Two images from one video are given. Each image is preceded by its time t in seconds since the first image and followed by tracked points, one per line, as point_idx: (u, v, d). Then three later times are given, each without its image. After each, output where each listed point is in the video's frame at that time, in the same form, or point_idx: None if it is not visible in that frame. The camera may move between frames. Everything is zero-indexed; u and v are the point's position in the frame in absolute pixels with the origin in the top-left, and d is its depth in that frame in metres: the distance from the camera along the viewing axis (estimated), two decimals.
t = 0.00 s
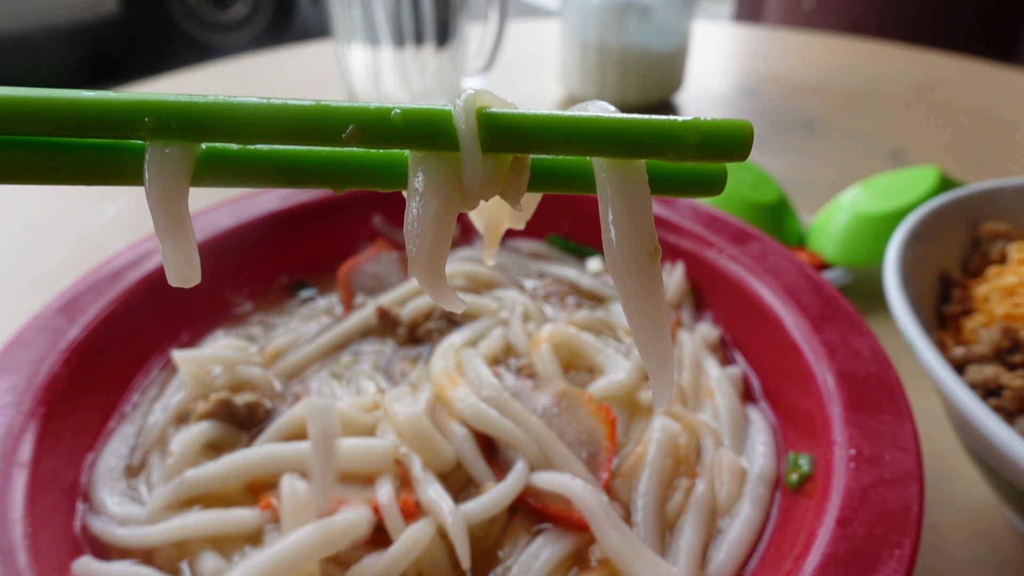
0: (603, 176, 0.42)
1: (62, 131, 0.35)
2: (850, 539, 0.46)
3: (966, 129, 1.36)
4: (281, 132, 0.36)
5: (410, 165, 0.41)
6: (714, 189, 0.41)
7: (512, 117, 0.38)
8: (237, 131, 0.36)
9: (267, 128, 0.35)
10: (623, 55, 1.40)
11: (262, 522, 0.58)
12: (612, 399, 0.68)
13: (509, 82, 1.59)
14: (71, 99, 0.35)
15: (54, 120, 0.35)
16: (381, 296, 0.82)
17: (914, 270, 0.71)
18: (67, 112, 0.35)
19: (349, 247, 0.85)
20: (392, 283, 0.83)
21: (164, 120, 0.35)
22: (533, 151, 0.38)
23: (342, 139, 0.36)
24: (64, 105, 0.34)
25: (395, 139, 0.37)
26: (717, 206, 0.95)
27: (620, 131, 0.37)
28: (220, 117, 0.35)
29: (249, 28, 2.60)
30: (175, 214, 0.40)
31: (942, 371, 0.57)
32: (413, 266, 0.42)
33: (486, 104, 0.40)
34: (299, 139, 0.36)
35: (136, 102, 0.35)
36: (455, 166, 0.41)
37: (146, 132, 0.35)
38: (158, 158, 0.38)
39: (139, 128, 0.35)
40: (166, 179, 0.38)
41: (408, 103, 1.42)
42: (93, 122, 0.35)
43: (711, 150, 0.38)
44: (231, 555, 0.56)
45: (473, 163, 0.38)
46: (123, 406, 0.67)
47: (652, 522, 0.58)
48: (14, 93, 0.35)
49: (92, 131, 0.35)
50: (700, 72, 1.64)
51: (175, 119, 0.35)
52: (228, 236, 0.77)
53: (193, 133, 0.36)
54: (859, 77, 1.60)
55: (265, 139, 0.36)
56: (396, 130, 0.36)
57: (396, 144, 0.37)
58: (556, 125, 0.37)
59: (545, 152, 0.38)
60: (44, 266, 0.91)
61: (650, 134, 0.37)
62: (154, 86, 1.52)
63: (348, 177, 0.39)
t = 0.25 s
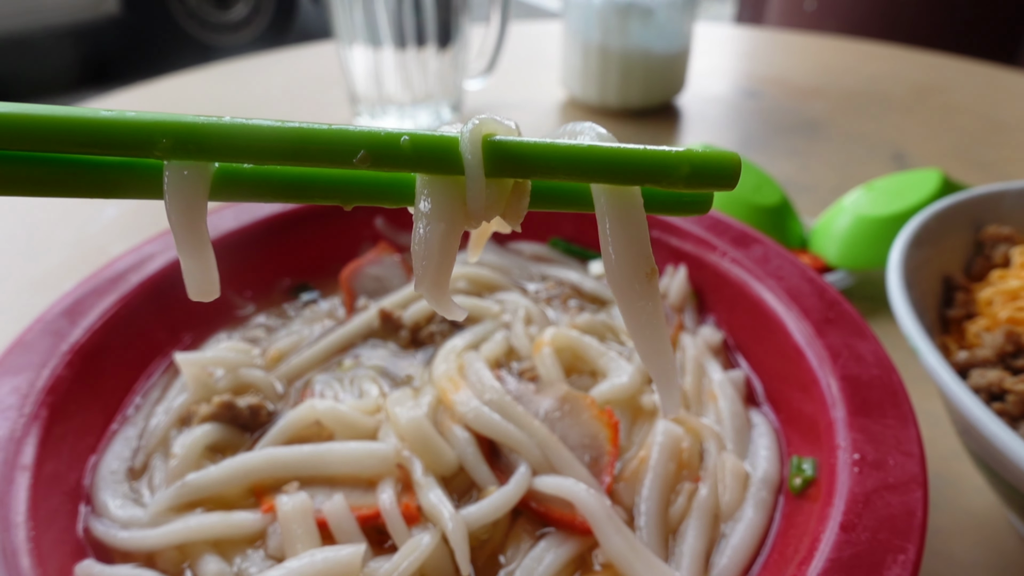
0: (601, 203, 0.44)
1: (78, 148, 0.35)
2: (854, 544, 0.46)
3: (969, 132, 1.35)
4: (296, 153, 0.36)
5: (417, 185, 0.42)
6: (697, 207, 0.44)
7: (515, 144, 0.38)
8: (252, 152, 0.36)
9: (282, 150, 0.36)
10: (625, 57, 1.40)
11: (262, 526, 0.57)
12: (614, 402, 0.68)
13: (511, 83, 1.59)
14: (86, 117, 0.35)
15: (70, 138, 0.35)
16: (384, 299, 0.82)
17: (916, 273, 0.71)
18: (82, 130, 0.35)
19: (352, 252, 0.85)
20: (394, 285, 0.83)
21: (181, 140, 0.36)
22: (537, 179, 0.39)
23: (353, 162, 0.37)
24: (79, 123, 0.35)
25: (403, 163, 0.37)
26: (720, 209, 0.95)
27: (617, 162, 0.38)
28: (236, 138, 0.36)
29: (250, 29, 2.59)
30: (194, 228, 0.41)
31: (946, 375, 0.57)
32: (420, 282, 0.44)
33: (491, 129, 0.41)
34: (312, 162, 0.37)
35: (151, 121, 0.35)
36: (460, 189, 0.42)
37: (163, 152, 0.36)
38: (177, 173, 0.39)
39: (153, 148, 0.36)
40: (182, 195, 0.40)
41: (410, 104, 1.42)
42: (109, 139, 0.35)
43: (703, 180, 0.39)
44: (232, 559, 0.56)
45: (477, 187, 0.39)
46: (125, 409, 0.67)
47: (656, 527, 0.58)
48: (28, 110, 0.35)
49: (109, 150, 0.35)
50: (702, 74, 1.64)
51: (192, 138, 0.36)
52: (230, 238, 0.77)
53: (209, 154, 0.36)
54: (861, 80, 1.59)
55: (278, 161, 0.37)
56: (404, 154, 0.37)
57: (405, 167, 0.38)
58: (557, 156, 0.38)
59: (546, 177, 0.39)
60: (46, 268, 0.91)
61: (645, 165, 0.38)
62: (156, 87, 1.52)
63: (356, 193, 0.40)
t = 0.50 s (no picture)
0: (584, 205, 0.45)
1: (74, 152, 0.35)
2: (857, 549, 0.46)
3: (972, 134, 1.35)
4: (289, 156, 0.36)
5: (406, 187, 0.43)
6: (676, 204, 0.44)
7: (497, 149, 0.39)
8: (248, 156, 0.36)
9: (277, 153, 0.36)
10: (627, 58, 1.40)
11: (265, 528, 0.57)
12: (617, 405, 0.68)
13: (512, 85, 1.59)
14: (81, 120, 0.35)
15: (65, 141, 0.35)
16: (386, 301, 0.82)
17: (919, 277, 0.71)
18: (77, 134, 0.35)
19: (355, 250, 0.85)
20: (396, 287, 0.83)
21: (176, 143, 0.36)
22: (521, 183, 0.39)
23: (345, 166, 0.37)
24: (75, 127, 0.35)
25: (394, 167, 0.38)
26: (722, 211, 0.94)
27: (597, 166, 0.39)
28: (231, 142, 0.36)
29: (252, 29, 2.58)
30: (196, 230, 0.42)
31: (949, 379, 0.57)
32: (407, 277, 0.45)
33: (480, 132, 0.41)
34: (307, 166, 0.37)
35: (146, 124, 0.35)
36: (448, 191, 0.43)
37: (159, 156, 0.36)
38: (174, 176, 0.39)
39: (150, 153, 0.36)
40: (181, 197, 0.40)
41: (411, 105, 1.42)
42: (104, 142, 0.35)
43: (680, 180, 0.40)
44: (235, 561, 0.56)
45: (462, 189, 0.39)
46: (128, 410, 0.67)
47: (659, 531, 0.58)
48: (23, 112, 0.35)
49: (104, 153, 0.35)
50: (704, 76, 1.64)
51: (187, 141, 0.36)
52: (233, 240, 0.77)
53: (205, 158, 0.36)
54: (864, 81, 1.59)
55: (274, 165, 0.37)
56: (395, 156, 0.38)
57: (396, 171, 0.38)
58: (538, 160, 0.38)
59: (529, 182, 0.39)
60: (48, 269, 0.91)
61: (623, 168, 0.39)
62: (158, 87, 1.52)
63: (347, 192, 0.41)
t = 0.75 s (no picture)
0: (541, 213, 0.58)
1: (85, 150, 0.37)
2: (856, 554, 0.46)
3: (971, 138, 1.35)
4: (287, 153, 0.38)
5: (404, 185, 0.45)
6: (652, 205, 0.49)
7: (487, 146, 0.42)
8: (258, 151, 0.38)
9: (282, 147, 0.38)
10: (626, 61, 1.41)
11: (266, 532, 0.58)
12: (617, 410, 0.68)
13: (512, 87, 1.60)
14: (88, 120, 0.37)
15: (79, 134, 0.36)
16: (387, 306, 0.82)
17: (918, 282, 0.71)
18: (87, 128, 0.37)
19: (354, 253, 0.85)
20: (396, 292, 0.84)
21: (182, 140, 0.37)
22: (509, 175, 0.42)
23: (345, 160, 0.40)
24: (87, 127, 0.37)
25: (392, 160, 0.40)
26: (721, 215, 0.95)
27: (579, 157, 0.41)
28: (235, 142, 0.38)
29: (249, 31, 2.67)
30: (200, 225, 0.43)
31: (948, 385, 0.57)
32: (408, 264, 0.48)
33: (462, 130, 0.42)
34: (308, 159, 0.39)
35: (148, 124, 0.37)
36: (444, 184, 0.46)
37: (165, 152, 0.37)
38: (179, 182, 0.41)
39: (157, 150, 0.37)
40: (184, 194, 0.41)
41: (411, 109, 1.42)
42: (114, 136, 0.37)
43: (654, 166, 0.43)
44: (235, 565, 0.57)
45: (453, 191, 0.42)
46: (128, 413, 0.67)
47: (658, 535, 0.59)
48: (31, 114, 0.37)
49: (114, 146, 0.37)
50: (703, 79, 1.65)
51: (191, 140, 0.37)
52: (234, 244, 0.77)
53: (211, 155, 0.38)
54: (863, 85, 1.60)
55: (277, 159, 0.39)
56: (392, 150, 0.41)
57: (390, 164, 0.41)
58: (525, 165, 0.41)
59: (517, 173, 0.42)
60: (49, 272, 0.91)
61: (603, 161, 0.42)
62: (158, 89, 1.52)
63: (347, 193, 0.43)
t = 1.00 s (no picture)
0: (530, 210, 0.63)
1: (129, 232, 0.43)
2: (852, 553, 0.46)
3: (970, 138, 1.35)
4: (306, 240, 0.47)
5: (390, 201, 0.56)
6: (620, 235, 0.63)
7: (472, 226, 0.56)
8: (281, 236, 0.46)
9: (272, 230, 0.46)
10: (625, 62, 1.41)
11: (262, 531, 0.58)
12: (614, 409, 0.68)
13: (511, 88, 1.60)
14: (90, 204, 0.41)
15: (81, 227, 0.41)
16: (384, 306, 0.83)
17: (915, 281, 0.71)
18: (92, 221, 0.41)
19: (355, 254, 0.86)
20: (394, 292, 0.84)
21: (176, 224, 0.43)
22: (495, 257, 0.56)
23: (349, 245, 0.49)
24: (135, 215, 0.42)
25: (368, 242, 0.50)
26: (719, 215, 0.96)
27: (549, 247, 0.55)
28: (224, 225, 0.45)
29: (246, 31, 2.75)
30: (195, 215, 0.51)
31: (944, 383, 0.57)
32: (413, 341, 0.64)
33: (441, 165, 0.55)
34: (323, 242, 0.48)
35: (147, 209, 0.42)
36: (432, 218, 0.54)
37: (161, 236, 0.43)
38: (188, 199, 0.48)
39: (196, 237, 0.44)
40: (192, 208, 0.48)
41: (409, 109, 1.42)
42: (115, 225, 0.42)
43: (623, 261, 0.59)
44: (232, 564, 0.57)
45: (438, 246, 0.53)
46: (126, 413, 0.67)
47: (655, 534, 0.59)
48: (43, 199, 0.40)
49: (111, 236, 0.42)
50: (702, 79, 1.65)
51: (185, 223, 0.44)
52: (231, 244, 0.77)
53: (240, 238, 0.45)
54: (862, 85, 1.60)
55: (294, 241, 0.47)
56: (365, 230, 0.50)
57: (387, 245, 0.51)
58: (508, 239, 0.55)
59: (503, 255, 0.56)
60: (47, 272, 0.91)
61: (572, 240, 0.56)
62: (156, 90, 1.52)
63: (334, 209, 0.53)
